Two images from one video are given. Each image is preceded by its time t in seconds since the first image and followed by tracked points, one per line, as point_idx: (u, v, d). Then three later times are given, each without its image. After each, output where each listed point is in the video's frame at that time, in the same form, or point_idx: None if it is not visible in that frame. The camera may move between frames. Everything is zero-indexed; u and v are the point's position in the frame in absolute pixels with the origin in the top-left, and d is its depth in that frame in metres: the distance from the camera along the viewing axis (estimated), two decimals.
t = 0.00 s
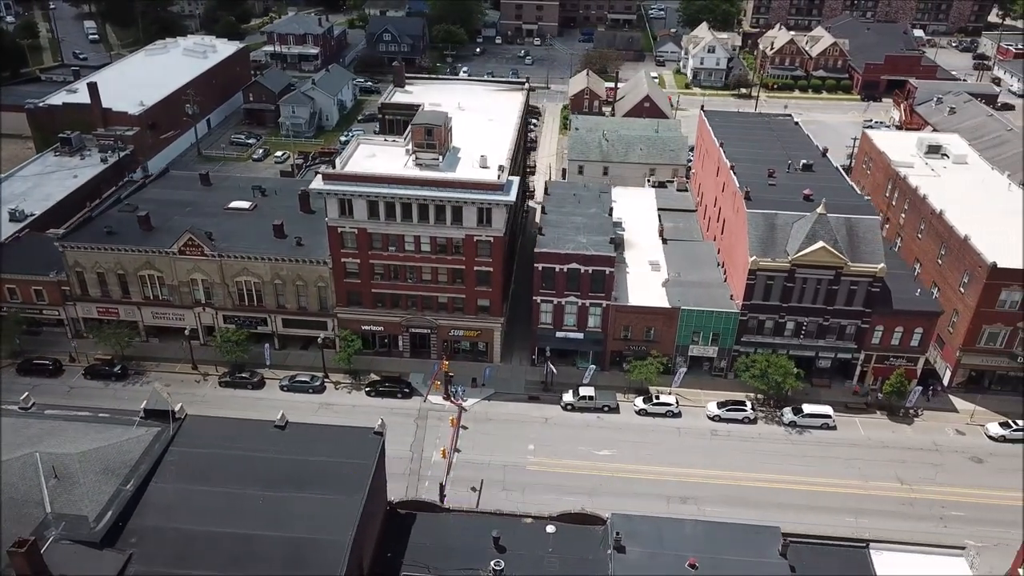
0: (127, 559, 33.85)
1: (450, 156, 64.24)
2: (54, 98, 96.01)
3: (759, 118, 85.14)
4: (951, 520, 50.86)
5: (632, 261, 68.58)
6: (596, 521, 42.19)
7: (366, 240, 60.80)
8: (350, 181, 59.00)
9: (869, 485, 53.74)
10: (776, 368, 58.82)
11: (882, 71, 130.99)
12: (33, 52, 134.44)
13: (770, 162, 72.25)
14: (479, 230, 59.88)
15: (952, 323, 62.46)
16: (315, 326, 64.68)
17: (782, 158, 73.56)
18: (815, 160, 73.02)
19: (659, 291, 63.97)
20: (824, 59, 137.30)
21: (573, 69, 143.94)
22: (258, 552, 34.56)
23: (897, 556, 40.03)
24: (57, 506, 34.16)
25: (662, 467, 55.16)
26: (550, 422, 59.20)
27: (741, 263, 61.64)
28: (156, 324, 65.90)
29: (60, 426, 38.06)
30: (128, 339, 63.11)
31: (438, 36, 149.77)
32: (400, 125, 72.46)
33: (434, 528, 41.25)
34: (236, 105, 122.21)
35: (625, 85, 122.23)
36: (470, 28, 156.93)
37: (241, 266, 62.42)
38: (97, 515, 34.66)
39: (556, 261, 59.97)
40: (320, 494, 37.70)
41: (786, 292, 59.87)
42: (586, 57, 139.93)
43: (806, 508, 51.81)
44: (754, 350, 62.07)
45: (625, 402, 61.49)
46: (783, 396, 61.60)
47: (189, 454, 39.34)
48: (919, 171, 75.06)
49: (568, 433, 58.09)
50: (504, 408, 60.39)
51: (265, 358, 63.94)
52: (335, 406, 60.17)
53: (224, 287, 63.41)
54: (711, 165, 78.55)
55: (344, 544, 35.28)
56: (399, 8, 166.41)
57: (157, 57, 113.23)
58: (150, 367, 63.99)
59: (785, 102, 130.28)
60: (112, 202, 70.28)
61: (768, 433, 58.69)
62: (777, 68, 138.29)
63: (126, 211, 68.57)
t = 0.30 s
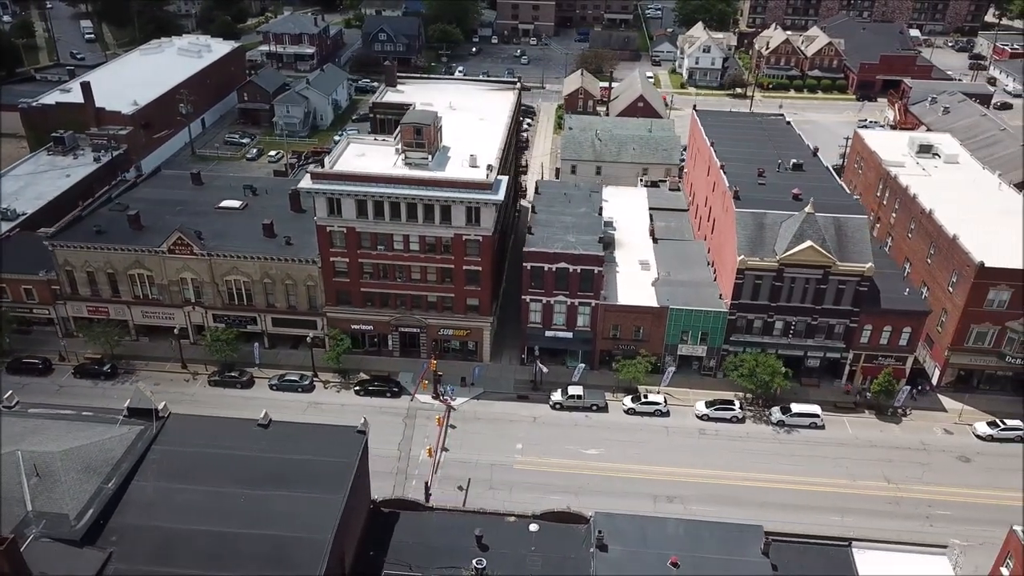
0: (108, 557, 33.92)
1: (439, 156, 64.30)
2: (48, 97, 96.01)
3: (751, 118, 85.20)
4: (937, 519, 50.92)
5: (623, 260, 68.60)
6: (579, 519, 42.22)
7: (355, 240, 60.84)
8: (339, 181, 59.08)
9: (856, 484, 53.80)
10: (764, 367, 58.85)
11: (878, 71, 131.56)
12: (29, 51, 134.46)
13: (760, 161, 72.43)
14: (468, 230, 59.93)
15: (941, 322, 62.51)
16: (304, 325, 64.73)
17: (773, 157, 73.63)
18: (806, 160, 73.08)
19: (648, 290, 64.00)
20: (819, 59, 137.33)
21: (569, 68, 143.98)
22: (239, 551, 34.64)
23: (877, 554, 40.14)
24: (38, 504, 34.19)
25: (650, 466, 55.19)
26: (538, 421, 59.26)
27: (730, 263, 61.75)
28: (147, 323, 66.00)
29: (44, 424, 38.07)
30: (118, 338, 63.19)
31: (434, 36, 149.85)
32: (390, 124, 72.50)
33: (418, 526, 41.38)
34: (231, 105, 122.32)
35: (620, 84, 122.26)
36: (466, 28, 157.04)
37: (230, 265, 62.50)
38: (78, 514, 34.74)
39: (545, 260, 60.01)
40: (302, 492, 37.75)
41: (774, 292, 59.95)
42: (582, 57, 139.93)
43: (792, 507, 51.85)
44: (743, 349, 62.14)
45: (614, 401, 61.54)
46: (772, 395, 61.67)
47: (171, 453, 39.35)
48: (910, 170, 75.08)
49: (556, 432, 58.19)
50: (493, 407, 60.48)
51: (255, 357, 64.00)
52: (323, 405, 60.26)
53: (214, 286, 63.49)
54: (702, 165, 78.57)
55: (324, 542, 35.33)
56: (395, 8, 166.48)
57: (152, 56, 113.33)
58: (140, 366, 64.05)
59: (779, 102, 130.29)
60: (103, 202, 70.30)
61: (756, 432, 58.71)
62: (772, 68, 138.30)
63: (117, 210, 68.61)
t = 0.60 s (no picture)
0: (89, 555, 34.02)
1: (429, 155, 64.36)
2: (42, 96, 95.96)
3: (743, 118, 85.22)
4: (924, 518, 50.95)
5: (613, 260, 68.63)
6: (562, 518, 42.30)
7: (345, 239, 60.89)
8: (328, 180, 59.15)
9: (843, 483, 53.85)
10: (752, 367, 58.86)
11: (873, 71, 131.42)
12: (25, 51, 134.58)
13: (751, 160, 72.50)
14: (457, 229, 59.96)
15: (930, 322, 62.51)
16: (294, 324, 64.82)
17: (764, 157, 73.67)
18: (797, 160, 73.13)
19: (638, 289, 64.03)
20: (814, 59, 137.35)
21: (564, 68, 144.02)
22: (220, 549, 34.68)
23: (863, 553, 39.93)
24: (19, 503, 34.14)
25: (638, 465, 55.21)
26: (527, 420, 59.31)
27: (719, 263, 61.75)
28: (137, 322, 66.08)
29: (27, 421, 37.87)
30: (108, 337, 63.25)
31: (429, 35, 149.93)
32: (381, 124, 72.54)
33: (402, 524, 41.47)
34: (226, 105, 122.43)
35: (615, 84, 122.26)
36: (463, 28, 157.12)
37: (220, 265, 62.57)
38: (59, 512, 34.82)
39: (534, 259, 60.05)
40: (285, 491, 37.82)
41: (763, 291, 60.00)
42: (577, 56, 139.99)
43: (779, 506, 51.88)
44: (732, 349, 62.20)
45: (603, 400, 61.58)
46: (760, 394, 61.72)
47: (155, 452, 39.39)
48: (901, 170, 75.09)
49: (544, 431, 58.25)
50: (482, 407, 60.54)
51: (245, 356, 64.05)
52: (313, 404, 60.33)
53: (204, 285, 63.56)
54: (694, 165, 78.58)
55: (305, 540, 35.40)
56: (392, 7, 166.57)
57: (147, 56, 113.44)
58: (130, 365, 64.13)
59: (774, 102, 130.26)
60: (94, 201, 70.29)
61: (745, 431, 58.76)
62: (767, 68, 138.32)
63: (108, 209, 68.64)
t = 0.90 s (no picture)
0: (69, 553, 34.04)
1: (419, 154, 64.39)
2: (36, 96, 96.06)
3: (736, 117, 85.20)
4: (911, 517, 50.97)
5: (603, 259, 68.64)
6: (546, 516, 42.35)
7: (334, 238, 60.91)
8: (318, 179, 59.19)
9: (830, 482, 53.87)
10: (741, 366, 58.87)
11: (868, 70, 131.05)
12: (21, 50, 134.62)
13: (742, 160, 72.53)
14: (446, 228, 59.99)
15: (920, 321, 62.51)
16: (285, 323, 64.89)
17: (755, 156, 73.66)
18: (788, 159, 73.15)
19: (627, 289, 64.04)
20: (810, 59, 137.30)
21: (560, 67, 144.00)
22: (201, 548, 34.73)
23: (846, 552, 39.92)
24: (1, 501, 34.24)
25: (626, 464, 55.25)
26: (516, 419, 59.36)
27: (709, 262, 61.74)
28: (128, 321, 66.13)
29: (13, 420, 38.00)
30: (99, 335, 63.28)
31: (425, 35, 149.95)
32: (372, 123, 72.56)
33: (386, 522, 41.56)
34: (221, 104, 122.51)
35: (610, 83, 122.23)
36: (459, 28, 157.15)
37: (210, 264, 62.61)
38: (41, 510, 34.90)
39: (524, 258, 60.07)
40: (267, 489, 37.87)
41: (752, 290, 60.03)
42: (573, 56, 140.00)
43: (766, 505, 51.90)
44: (721, 348, 62.26)
45: (592, 399, 61.62)
46: (749, 393, 61.80)
47: (138, 450, 39.34)
48: (893, 169, 75.09)
49: (533, 430, 58.28)
50: (471, 406, 60.59)
51: (235, 355, 64.11)
52: (302, 402, 60.40)
53: (194, 284, 63.60)
54: (686, 164, 78.60)
55: (286, 538, 35.48)
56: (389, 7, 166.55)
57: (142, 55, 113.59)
58: (121, 364, 64.19)
59: (769, 102, 130.19)
60: (86, 200, 70.28)
61: (734, 430, 58.79)
62: (763, 68, 138.31)
63: (99, 208, 68.67)
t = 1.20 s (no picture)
0: (50, 551, 34.13)
1: (409, 153, 64.42)
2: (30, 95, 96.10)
3: (728, 117, 85.20)
4: (898, 516, 50.97)
5: (594, 259, 68.64)
6: (530, 515, 42.40)
7: (324, 237, 60.94)
8: (307, 178, 59.25)
9: (818, 481, 53.88)
10: (730, 365, 58.90)
11: (864, 70, 131.60)
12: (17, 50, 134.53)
13: (733, 159, 72.57)
14: (435, 227, 60.00)
15: (910, 321, 62.52)
16: (275, 322, 64.96)
17: (747, 156, 73.69)
18: (779, 159, 73.18)
19: (617, 288, 64.06)
20: (806, 58, 137.23)
21: (556, 67, 143.98)
22: (183, 546, 34.76)
23: (829, 551, 39.95)
24: None
25: (614, 463, 55.28)
26: (505, 418, 59.42)
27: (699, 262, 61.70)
28: (119, 320, 66.19)
29: None
30: (89, 334, 63.34)
31: (422, 34, 149.89)
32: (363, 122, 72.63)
33: (370, 521, 41.59)
34: (216, 103, 122.49)
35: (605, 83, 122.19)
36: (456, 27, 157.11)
37: (200, 263, 62.65)
38: (22, 509, 35.04)
39: (513, 258, 60.10)
40: (250, 487, 37.89)
41: (741, 290, 60.06)
42: (569, 55, 140.04)
43: (754, 504, 51.90)
44: (711, 347, 62.32)
45: (582, 398, 61.66)
46: (738, 392, 61.86)
47: (122, 449, 39.41)
48: (884, 169, 75.11)
49: (522, 429, 58.30)
50: (461, 405, 60.64)
51: (225, 354, 64.17)
52: (291, 401, 60.45)
53: (184, 283, 63.63)
54: (677, 164, 78.61)
55: (269, 536, 35.54)
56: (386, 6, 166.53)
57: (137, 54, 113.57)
58: (111, 362, 64.25)
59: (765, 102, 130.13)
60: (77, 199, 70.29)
61: (722, 429, 58.82)
62: (759, 67, 138.22)
63: (90, 208, 68.68)
